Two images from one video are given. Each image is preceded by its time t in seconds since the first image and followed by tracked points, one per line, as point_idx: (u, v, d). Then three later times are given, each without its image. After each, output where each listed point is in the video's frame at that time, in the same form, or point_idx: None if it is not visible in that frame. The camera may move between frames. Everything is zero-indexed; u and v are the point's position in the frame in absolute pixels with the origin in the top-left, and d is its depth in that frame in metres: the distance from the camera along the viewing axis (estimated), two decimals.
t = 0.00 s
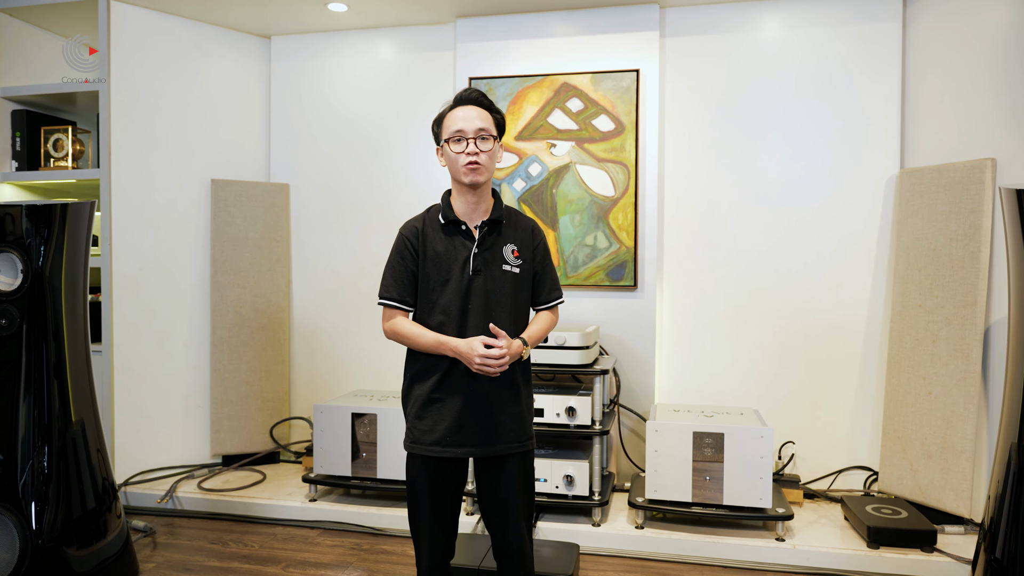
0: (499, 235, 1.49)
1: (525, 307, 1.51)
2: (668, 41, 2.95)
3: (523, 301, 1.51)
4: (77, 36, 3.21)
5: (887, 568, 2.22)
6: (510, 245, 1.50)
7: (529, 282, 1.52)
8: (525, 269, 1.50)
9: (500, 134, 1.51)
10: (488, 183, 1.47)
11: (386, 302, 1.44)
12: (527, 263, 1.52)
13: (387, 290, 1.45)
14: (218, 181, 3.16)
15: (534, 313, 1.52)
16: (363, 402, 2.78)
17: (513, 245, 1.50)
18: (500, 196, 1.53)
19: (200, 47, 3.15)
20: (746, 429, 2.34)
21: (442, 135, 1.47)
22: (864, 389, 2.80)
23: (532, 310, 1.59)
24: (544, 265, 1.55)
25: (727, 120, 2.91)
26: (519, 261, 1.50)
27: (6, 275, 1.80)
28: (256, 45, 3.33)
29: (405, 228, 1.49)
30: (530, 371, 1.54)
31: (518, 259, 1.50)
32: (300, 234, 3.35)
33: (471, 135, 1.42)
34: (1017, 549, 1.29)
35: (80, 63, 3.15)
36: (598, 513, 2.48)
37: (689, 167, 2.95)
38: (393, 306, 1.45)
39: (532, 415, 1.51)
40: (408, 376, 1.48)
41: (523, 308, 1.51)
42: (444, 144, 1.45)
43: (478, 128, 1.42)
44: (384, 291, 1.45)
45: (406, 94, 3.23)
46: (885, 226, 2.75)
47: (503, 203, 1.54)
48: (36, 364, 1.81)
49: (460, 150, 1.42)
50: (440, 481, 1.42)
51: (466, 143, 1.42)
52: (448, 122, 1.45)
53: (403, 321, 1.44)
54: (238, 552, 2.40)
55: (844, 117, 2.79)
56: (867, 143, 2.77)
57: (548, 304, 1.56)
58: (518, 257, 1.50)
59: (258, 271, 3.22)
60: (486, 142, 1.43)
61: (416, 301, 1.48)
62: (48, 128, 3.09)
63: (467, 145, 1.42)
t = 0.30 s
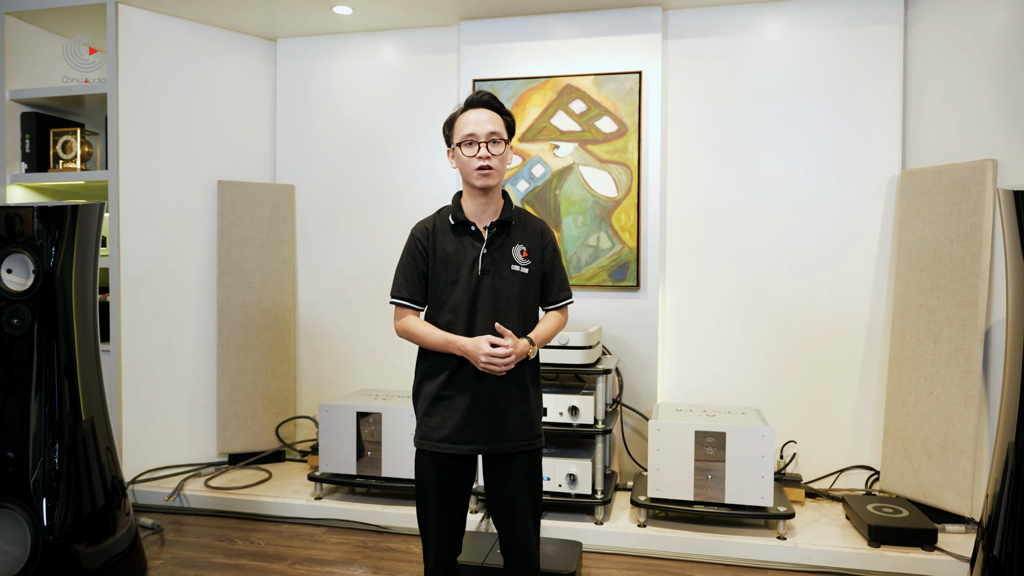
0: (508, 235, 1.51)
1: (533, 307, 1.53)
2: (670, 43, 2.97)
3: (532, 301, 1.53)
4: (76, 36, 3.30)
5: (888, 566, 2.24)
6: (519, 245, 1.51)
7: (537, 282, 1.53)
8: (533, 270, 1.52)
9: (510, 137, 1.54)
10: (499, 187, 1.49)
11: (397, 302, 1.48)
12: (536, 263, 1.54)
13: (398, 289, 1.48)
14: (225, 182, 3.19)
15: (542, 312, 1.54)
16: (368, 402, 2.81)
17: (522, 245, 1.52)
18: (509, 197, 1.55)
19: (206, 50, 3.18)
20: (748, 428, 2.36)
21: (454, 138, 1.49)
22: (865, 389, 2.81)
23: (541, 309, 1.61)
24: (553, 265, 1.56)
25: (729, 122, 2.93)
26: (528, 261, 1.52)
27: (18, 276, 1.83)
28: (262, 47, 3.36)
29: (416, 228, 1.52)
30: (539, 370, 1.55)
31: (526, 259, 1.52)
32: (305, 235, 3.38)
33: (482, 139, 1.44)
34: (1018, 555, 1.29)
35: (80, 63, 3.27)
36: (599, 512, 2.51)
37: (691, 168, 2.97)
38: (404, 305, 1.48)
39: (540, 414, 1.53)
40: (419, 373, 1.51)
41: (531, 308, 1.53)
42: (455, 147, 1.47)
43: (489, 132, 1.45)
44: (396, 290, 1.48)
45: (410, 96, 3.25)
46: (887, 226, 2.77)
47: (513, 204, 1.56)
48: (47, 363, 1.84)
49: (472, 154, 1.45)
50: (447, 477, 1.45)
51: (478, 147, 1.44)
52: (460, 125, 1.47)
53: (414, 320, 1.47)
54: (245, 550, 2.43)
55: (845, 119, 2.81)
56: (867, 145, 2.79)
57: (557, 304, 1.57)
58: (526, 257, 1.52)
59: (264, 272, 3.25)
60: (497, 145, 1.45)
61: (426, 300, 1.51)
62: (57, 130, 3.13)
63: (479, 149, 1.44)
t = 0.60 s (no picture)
0: (515, 237, 1.53)
1: (540, 308, 1.55)
2: (673, 45, 3.00)
3: (538, 302, 1.55)
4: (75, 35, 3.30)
5: (889, 564, 2.25)
6: (525, 247, 1.54)
7: (543, 283, 1.56)
8: (539, 271, 1.54)
9: (516, 141, 1.56)
10: (505, 191, 1.52)
11: (407, 302, 1.51)
12: (543, 264, 1.56)
13: (407, 290, 1.52)
14: (233, 183, 3.23)
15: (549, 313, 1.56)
16: (373, 400, 2.84)
17: (529, 247, 1.54)
18: (516, 199, 1.57)
19: (214, 53, 3.22)
20: (749, 427, 2.38)
21: (461, 142, 1.52)
22: (867, 389, 2.83)
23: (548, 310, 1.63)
24: (560, 267, 1.58)
25: (731, 123, 2.95)
26: (534, 263, 1.54)
27: (32, 277, 1.89)
28: (270, 50, 3.40)
29: (425, 231, 1.56)
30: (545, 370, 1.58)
31: (533, 261, 1.54)
32: (311, 236, 3.42)
33: (488, 143, 1.47)
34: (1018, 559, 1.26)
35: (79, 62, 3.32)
36: (604, 509, 2.54)
37: (694, 168, 2.99)
38: (413, 305, 1.52)
39: (546, 413, 1.55)
40: (427, 372, 1.55)
41: (538, 309, 1.55)
42: (462, 151, 1.50)
43: (495, 136, 1.47)
44: (405, 291, 1.52)
45: (415, 98, 3.29)
46: (889, 226, 2.78)
47: (520, 206, 1.58)
48: (59, 362, 1.88)
49: (479, 159, 1.48)
50: (454, 474, 1.48)
51: (484, 151, 1.47)
52: (467, 130, 1.50)
53: (423, 321, 1.51)
54: (252, 546, 2.47)
55: (847, 120, 2.82)
56: (870, 145, 2.80)
57: (563, 305, 1.59)
58: (533, 259, 1.54)
59: (271, 272, 3.29)
60: (502, 149, 1.47)
61: (435, 300, 1.54)
62: (68, 132, 3.18)
63: (485, 154, 1.47)
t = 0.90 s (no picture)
0: (518, 235, 1.56)
1: (544, 305, 1.57)
2: (676, 47, 3.02)
3: (541, 299, 1.57)
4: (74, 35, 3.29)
5: (889, 562, 2.27)
6: (528, 245, 1.56)
7: (547, 280, 1.58)
8: (543, 268, 1.57)
9: (519, 142, 1.59)
10: (507, 190, 1.55)
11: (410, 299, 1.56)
12: (547, 262, 1.58)
13: (412, 288, 1.56)
14: (240, 185, 3.27)
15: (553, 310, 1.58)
16: (379, 399, 2.88)
17: (532, 245, 1.57)
18: (519, 199, 1.61)
19: (222, 56, 3.26)
20: (751, 426, 2.40)
21: (463, 143, 1.55)
22: (870, 388, 2.84)
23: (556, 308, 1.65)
24: (565, 264, 1.60)
25: (734, 124, 2.97)
26: (538, 260, 1.56)
27: (45, 276, 1.93)
28: (277, 53, 3.44)
29: (430, 231, 1.60)
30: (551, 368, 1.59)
31: (536, 258, 1.56)
32: (318, 236, 3.46)
33: (488, 144, 1.50)
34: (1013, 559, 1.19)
35: (79, 62, 3.32)
36: (604, 507, 2.58)
37: (697, 169, 3.01)
38: (416, 302, 1.56)
39: (551, 409, 1.57)
40: (433, 369, 1.58)
41: (542, 306, 1.57)
42: (465, 152, 1.53)
43: (495, 137, 1.50)
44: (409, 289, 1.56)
45: (420, 99, 3.32)
46: (891, 226, 2.80)
47: (524, 206, 1.61)
48: (72, 360, 1.92)
49: (480, 160, 1.51)
50: (458, 469, 1.51)
51: (485, 152, 1.50)
52: (469, 131, 1.54)
53: (417, 315, 1.53)
54: (260, 542, 2.50)
55: (849, 121, 2.84)
56: (872, 146, 2.82)
57: (571, 302, 1.61)
58: (536, 256, 1.56)
59: (278, 271, 3.33)
60: (502, 150, 1.50)
61: (438, 298, 1.58)
62: (78, 134, 3.23)
63: (486, 154, 1.50)
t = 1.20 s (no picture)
0: (516, 234, 1.59)
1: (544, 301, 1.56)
2: (679, 48, 3.04)
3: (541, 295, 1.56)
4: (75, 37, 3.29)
5: (890, 560, 2.29)
6: (527, 243, 1.58)
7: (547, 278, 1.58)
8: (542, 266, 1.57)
9: (524, 146, 1.62)
10: (509, 192, 1.58)
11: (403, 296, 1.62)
12: (546, 259, 1.58)
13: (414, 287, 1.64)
14: (248, 186, 3.32)
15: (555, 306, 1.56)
16: (385, 398, 2.91)
17: (531, 243, 1.58)
18: (520, 200, 1.63)
19: (231, 59, 3.31)
20: (752, 425, 2.43)
21: (469, 146, 1.58)
22: (872, 388, 2.86)
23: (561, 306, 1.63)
24: (566, 258, 1.58)
25: (736, 125, 2.99)
26: (537, 258, 1.57)
27: (58, 277, 1.96)
28: (284, 56, 3.48)
29: (435, 233, 1.67)
30: (556, 364, 1.57)
31: (535, 256, 1.57)
32: (325, 237, 3.50)
33: (494, 148, 1.53)
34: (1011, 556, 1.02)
35: (80, 62, 3.30)
36: (610, 505, 2.59)
37: (699, 170, 3.03)
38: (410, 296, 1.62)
39: (556, 408, 1.56)
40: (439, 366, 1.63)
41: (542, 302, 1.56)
42: (470, 155, 1.57)
43: (501, 143, 1.53)
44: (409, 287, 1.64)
45: (426, 101, 3.36)
46: (893, 226, 2.81)
47: (524, 206, 1.63)
48: (84, 358, 1.96)
49: (484, 163, 1.54)
50: (460, 466, 1.54)
51: (490, 156, 1.53)
52: (476, 135, 1.56)
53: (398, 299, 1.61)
54: (268, 538, 2.54)
55: (851, 123, 2.86)
56: (874, 147, 2.84)
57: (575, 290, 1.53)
58: (535, 254, 1.57)
59: (286, 272, 3.37)
60: (507, 155, 1.54)
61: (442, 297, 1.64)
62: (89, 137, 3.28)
63: (491, 158, 1.53)
